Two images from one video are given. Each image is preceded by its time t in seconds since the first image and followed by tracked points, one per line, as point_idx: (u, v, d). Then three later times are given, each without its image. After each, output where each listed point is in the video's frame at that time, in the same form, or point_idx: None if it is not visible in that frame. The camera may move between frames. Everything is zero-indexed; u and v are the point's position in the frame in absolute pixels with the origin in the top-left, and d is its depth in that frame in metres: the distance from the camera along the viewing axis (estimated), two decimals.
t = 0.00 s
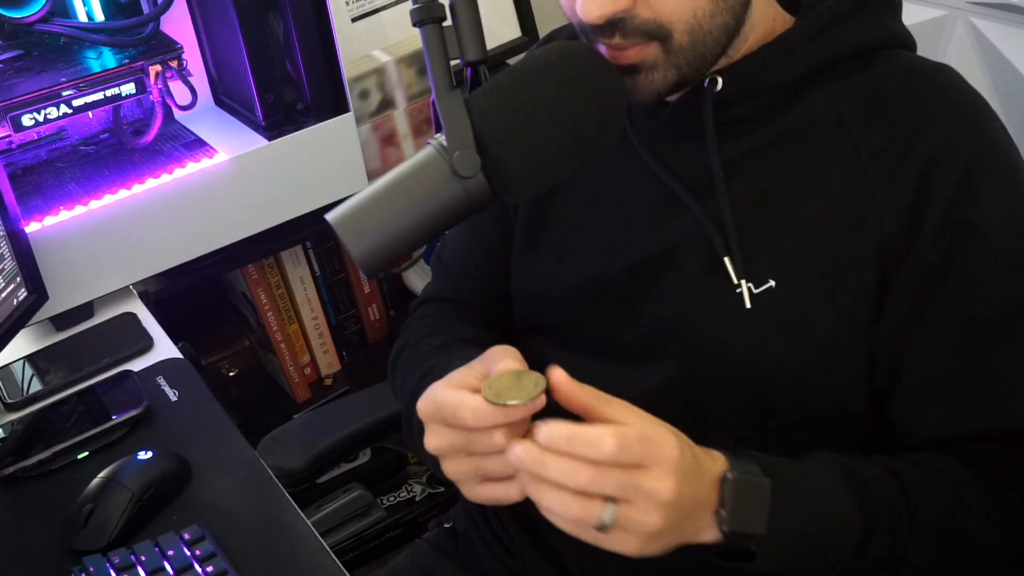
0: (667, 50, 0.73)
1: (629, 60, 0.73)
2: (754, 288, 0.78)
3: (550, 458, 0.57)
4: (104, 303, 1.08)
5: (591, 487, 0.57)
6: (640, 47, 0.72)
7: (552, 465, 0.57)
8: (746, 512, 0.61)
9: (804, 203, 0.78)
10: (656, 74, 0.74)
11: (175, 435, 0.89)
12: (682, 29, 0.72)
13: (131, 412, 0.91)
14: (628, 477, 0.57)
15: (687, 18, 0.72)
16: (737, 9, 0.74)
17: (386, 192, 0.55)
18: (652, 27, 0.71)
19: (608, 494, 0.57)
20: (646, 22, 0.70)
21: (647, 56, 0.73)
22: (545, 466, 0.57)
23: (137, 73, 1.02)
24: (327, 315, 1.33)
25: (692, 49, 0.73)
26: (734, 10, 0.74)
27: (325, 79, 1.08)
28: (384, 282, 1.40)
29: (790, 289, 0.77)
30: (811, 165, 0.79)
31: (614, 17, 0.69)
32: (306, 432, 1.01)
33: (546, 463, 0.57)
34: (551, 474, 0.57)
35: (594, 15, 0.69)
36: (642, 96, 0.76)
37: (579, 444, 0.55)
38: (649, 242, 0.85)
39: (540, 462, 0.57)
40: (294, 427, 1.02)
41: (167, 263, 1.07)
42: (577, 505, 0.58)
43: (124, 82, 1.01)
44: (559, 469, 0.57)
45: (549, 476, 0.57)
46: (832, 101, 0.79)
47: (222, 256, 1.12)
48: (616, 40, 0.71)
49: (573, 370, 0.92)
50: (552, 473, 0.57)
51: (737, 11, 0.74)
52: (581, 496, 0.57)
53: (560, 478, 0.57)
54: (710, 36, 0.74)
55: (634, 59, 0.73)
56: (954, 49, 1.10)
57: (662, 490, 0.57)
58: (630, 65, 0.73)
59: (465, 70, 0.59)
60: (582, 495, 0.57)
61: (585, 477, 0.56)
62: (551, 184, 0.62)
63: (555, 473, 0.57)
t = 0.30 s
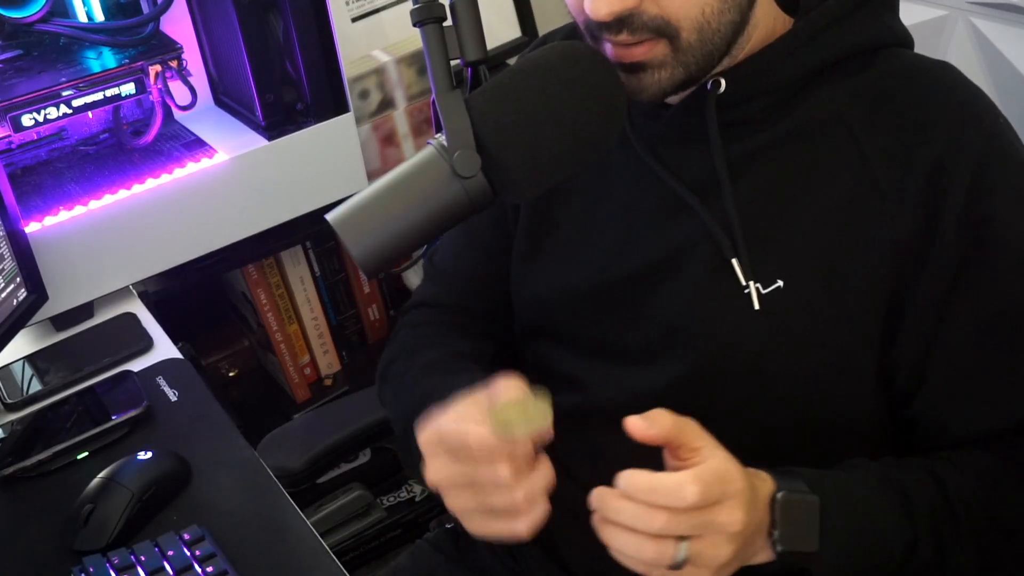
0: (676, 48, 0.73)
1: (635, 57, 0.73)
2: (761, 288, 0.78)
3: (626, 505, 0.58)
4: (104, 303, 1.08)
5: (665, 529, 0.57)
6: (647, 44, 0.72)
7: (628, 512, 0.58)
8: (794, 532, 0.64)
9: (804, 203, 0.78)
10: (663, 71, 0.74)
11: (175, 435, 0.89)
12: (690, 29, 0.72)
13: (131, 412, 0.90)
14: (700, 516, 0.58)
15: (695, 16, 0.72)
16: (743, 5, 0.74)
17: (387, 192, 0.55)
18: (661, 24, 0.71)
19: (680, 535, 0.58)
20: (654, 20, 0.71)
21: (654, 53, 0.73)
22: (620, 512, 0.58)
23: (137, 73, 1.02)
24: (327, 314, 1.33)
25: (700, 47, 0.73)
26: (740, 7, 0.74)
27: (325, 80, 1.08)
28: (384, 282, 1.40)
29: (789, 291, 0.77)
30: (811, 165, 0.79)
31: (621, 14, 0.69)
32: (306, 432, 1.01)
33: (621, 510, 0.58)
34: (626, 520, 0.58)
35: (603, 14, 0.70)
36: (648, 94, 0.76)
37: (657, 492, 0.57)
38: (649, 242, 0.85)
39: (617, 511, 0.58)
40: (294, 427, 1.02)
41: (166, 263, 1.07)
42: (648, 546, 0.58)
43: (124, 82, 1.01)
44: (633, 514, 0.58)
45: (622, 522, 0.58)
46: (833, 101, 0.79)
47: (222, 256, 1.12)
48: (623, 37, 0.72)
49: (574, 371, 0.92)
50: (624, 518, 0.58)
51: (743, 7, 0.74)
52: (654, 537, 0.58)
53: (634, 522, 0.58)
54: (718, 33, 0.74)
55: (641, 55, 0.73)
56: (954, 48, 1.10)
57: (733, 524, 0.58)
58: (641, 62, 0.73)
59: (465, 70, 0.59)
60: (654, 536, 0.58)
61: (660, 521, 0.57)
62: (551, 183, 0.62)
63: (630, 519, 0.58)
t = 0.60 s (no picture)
0: (677, 45, 0.73)
1: (636, 56, 0.73)
2: (767, 282, 0.78)
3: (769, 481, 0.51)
4: (104, 303, 1.08)
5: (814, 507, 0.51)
6: (648, 42, 0.72)
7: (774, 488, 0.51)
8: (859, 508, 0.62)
9: (804, 203, 0.78)
10: (663, 70, 0.74)
11: (175, 435, 0.89)
12: (692, 24, 0.72)
13: (131, 412, 0.90)
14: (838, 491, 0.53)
15: (697, 11, 0.72)
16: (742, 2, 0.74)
17: (387, 192, 0.55)
18: (662, 21, 0.71)
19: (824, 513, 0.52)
20: (655, 18, 0.71)
21: (654, 51, 0.73)
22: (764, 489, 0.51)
23: (137, 73, 1.02)
24: (327, 314, 1.33)
25: (702, 44, 0.73)
26: (739, 3, 0.74)
27: (325, 80, 1.08)
28: (384, 282, 1.40)
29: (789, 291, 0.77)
30: (810, 165, 0.79)
31: (624, 12, 0.70)
32: (306, 432, 1.01)
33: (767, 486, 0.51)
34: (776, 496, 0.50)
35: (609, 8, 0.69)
36: (649, 94, 0.76)
37: (807, 463, 0.51)
38: (648, 243, 0.85)
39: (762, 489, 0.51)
40: (294, 427, 1.02)
41: (166, 263, 1.07)
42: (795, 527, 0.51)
43: (124, 82, 1.01)
44: (780, 489, 0.51)
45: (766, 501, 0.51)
46: (832, 102, 0.79)
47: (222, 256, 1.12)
48: (624, 36, 0.72)
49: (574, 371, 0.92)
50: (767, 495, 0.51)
51: (743, 4, 0.74)
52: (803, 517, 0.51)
53: (782, 504, 0.50)
54: (718, 30, 0.74)
55: (642, 53, 0.73)
56: (953, 48, 1.10)
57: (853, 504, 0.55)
58: (643, 60, 0.73)
59: (466, 69, 0.59)
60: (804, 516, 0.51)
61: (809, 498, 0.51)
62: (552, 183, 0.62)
63: (775, 495, 0.51)
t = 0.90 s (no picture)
0: (675, 53, 0.73)
1: (635, 65, 0.74)
2: (781, 280, 0.78)
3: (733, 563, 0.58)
4: (104, 303, 1.08)
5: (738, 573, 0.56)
6: (646, 50, 0.73)
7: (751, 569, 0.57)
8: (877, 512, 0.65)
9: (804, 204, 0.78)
10: (662, 78, 0.74)
11: (175, 436, 0.89)
12: (689, 33, 0.72)
13: (131, 412, 0.90)
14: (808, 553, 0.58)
15: (694, 19, 0.72)
16: (740, 9, 0.74)
17: (387, 192, 0.55)
18: (659, 30, 0.71)
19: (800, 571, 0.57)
20: (652, 28, 0.71)
21: (653, 60, 0.73)
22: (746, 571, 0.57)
23: (137, 73, 1.02)
24: (327, 314, 1.33)
25: (699, 52, 0.74)
26: (737, 11, 0.74)
27: (325, 80, 1.08)
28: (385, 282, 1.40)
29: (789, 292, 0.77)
30: (810, 165, 0.79)
31: (619, 23, 0.70)
32: (306, 432, 1.01)
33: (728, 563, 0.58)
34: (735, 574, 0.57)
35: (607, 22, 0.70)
36: (649, 102, 0.77)
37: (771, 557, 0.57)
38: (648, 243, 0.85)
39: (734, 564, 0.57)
40: (295, 428, 1.02)
41: (166, 263, 1.07)
42: None
43: (124, 82, 1.01)
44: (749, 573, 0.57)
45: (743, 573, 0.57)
46: (833, 102, 0.79)
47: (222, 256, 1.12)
48: (622, 46, 0.72)
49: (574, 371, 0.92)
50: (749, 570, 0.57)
51: (740, 11, 0.74)
52: None
53: None
54: (715, 37, 0.74)
55: (641, 62, 0.73)
56: (954, 48, 1.10)
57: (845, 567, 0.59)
58: (640, 70, 0.74)
59: (466, 69, 0.58)
60: None
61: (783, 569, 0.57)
62: (551, 183, 0.62)
63: None
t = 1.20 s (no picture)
0: (672, 53, 0.74)
1: (633, 64, 0.74)
2: (762, 275, 0.78)
3: None
4: (104, 303, 1.09)
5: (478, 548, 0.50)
6: (644, 49, 0.73)
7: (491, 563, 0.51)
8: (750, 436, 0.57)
9: (806, 205, 0.78)
10: (659, 78, 0.75)
11: (174, 435, 0.89)
12: (687, 32, 0.73)
13: (131, 412, 0.91)
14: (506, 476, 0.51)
15: (691, 19, 0.73)
16: (736, 11, 0.75)
17: (386, 191, 0.55)
18: (657, 30, 0.72)
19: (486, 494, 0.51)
20: (650, 28, 0.72)
21: (651, 58, 0.74)
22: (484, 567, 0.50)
23: (137, 73, 1.02)
24: (327, 314, 1.33)
25: (696, 51, 0.75)
26: (734, 13, 0.75)
27: (325, 80, 1.08)
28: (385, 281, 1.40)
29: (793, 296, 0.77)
30: (811, 165, 0.79)
31: (619, 22, 0.70)
32: (306, 432, 1.01)
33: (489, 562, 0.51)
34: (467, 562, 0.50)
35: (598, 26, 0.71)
36: (645, 101, 0.77)
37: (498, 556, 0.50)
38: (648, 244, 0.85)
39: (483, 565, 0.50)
40: (294, 428, 1.02)
41: (167, 263, 1.07)
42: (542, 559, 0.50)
43: (124, 82, 1.01)
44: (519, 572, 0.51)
45: None
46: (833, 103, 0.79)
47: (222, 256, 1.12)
48: (620, 45, 0.72)
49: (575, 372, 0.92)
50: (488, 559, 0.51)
51: (737, 13, 0.75)
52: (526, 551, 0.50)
53: None
54: (712, 38, 0.75)
55: (637, 62, 0.74)
56: (954, 48, 1.10)
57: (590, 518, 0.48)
58: (640, 70, 0.74)
59: (465, 70, 0.59)
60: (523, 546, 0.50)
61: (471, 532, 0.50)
62: (551, 183, 0.62)
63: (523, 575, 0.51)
